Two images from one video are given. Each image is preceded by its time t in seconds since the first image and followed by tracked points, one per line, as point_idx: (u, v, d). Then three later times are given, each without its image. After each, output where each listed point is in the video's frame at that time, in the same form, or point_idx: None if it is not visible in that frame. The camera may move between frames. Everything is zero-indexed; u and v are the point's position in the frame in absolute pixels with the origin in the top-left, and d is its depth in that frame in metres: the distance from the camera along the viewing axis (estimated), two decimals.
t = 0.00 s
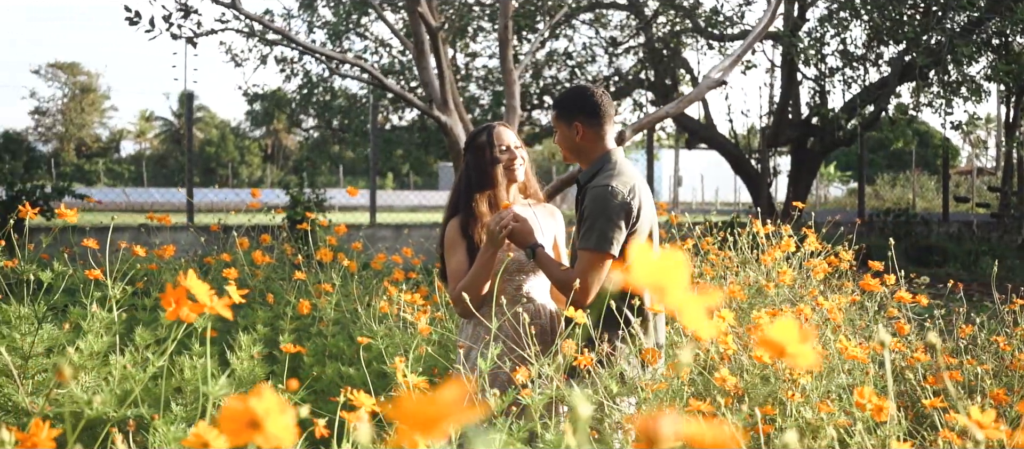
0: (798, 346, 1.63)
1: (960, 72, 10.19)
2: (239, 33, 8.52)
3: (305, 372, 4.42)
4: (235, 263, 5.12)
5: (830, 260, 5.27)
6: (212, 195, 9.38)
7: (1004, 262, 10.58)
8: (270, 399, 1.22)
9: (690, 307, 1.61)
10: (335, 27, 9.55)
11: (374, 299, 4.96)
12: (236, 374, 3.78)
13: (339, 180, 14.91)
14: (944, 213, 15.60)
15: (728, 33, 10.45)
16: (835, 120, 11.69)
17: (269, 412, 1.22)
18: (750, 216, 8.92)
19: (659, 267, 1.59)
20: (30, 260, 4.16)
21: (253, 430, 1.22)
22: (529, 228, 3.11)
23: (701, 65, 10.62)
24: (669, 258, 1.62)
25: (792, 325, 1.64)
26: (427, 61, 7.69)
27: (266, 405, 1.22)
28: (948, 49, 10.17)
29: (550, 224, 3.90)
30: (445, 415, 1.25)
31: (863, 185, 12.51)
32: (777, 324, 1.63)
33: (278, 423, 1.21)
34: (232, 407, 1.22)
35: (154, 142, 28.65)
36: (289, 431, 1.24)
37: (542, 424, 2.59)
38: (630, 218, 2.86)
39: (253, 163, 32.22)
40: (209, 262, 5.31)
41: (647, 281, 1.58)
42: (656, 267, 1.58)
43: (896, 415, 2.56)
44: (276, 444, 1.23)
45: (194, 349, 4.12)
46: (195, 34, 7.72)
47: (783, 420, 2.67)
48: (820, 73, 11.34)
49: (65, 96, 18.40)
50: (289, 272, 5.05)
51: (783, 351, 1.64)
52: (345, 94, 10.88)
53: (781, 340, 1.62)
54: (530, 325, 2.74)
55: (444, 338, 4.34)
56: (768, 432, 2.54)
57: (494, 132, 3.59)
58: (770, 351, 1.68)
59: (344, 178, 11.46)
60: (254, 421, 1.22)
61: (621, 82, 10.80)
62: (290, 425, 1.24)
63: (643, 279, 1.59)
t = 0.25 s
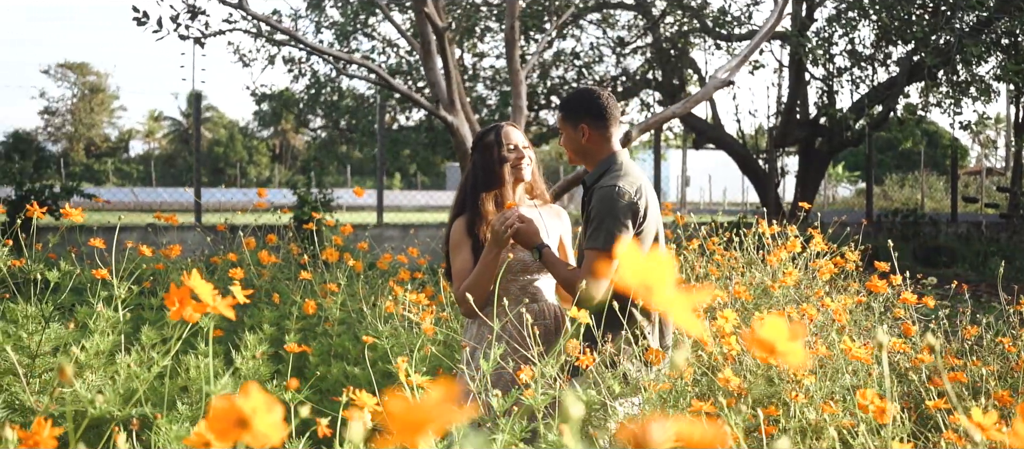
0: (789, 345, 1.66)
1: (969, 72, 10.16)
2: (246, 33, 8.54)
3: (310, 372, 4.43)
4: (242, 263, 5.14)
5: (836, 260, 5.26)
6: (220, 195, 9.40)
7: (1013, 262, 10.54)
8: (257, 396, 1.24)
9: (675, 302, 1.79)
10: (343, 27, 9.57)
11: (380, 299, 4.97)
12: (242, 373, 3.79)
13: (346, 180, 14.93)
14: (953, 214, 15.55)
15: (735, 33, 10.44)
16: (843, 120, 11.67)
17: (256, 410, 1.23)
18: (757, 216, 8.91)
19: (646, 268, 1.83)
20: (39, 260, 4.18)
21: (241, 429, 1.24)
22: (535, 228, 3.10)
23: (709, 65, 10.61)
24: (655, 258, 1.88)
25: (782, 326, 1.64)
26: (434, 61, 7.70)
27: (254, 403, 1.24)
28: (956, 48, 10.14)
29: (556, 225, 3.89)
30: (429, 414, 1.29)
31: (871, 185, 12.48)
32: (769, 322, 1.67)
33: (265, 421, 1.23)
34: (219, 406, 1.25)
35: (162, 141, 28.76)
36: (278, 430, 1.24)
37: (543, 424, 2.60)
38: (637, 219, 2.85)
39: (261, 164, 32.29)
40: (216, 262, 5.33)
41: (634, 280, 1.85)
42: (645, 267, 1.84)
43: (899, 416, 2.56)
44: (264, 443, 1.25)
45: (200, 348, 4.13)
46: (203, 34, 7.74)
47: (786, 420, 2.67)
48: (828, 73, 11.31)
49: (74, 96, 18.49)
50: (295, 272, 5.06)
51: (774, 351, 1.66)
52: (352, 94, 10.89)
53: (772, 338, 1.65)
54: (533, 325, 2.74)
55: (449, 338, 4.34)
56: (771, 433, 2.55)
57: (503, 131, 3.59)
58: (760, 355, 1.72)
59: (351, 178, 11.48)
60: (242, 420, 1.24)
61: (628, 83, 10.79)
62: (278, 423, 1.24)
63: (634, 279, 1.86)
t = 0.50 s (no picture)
0: (785, 346, 1.59)
1: (978, 72, 10.11)
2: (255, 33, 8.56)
3: (316, 371, 4.44)
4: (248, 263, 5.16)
5: (842, 261, 5.25)
6: (227, 195, 9.40)
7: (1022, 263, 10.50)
8: (254, 392, 1.25)
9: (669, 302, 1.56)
10: (351, 27, 9.58)
11: (386, 299, 4.98)
12: (247, 372, 3.80)
13: (354, 180, 14.94)
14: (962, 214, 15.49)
15: (743, 33, 10.42)
16: (851, 120, 11.64)
17: (253, 407, 1.24)
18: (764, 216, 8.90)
19: (634, 262, 1.59)
20: (47, 259, 4.20)
21: (238, 426, 1.25)
22: (541, 228, 3.09)
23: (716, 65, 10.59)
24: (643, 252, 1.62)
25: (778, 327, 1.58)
26: (440, 61, 7.71)
27: (251, 400, 1.25)
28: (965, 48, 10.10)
29: (563, 224, 3.88)
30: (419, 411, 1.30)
31: (879, 186, 12.45)
32: (768, 323, 1.59)
33: (261, 418, 1.23)
34: (216, 404, 1.26)
35: (172, 141, 28.87)
36: (273, 425, 1.24)
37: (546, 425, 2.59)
38: (643, 219, 2.84)
39: (270, 164, 32.40)
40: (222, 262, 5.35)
41: (621, 275, 1.58)
42: (632, 262, 1.59)
43: (903, 417, 2.56)
44: (260, 439, 1.25)
45: (207, 347, 4.14)
46: (211, 34, 7.76)
47: (791, 421, 2.67)
48: (836, 73, 11.29)
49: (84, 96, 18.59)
50: (301, 272, 5.08)
51: (770, 353, 1.60)
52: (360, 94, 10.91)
53: (770, 338, 1.57)
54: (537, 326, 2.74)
55: (454, 337, 4.34)
56: (775, 433, 2.55)
57: (512, 130, 3.57)
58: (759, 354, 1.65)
59: (358, 178, 11.49)
60: (239, 417, 1.25)
61: (636, 82, 10.79)
62: (274, 418, 1.24)
63: (619, 276, 1.59)
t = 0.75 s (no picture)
0: (786, 349, 1.40)
1: (988, 72, 10.08)
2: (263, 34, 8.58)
3: (322, 371, 4.45)
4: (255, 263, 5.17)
5: (848, 261, 5.25)
6: (236, 195, 9.41)
7: None
8: (265, 389, 1.21)
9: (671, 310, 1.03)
10: (359, 28, 9.60)
11: (392, 299, 4.99)
12: (253, 372, 3.80)
13: (362, 180, 14.95)
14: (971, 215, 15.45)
15: (752, 32, 10.40)
16: (859, 120, 11.61)
17: (264, 403, 1.21)
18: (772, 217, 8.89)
19: (630, 256, 0.98)
20: (54, 259, 4.21)
21: (248, 421, 1.22)
22: (548, 228, 3.09)
23: (724, 65, 10.57)
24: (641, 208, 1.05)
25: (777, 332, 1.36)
26: (447, 62, 7.71)
27: (261, 395, 1.21)
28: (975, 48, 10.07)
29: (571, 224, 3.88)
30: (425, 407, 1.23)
31: (888, 186, 12.41)
32: (765, 326, 1.39)
33: (273, 415, 1.20)
34: (226, 398, 1.22)
35: (181, 141, 28.94)
36: (283, 423, 1.22)
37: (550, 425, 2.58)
38: (649, 218, 2.84)
39: (278, 164, 32.45)
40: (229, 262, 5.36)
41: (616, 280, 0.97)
42: (627, 259, 0.98)
43: (907, 418, 2.57)
44: (270, 436, 1.22)
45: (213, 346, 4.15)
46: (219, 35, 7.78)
47: (795, 421, 2.67)
48: (845, 73, 11.26)
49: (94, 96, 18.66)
50: (307, 271, 5.09)
51: (770, 356, 1.41)
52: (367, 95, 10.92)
53: (769, 341, 1.39)
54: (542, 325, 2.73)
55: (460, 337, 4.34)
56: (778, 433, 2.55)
57: (523, 129, 3.56)
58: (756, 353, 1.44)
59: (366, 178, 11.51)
60: (249, 412, 1.22)
61: (644, 83, 10.77)
62: (285, 416, 1.21)
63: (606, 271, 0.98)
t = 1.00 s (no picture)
0: (784, 351, 1.65)
1: (997, 72, 10.05)
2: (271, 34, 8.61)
3: (328, 370, 4.46)
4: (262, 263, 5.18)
5: (854, 261, 5.24)
6: (243, 195, 9.43)
7: None
8: (278, 387, 1.34)
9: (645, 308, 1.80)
10: (366, 28, 9.63)
11: (398, 298, 5.00)
12: (259, 371, 3.81)
13: (369, 180, 14.97)
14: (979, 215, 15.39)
15: (759, 33, 10.39)
16: (867, 120, 11.59)
17: (276, 401, 1.32)
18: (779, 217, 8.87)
19: (623, 264, 1.89)
20: (62, 258, 4.22)
21: (262, 418, 1.32)
22: (552, 227, 3.09)
23: (732, 65, 10.55)
24: (628, 252, 2.00)
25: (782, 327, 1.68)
26: (454, 62, 7.72)
27: (275, 394, 1.33)
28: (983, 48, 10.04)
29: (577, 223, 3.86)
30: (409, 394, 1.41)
31: (895, 186, 12.38)
32: (767, 327, 1.67)
33: (286, 413, 1.33)
34: (239, 399, 1.32)
35: (189, 140, 29.00)
36: (294, 421, 1.34)
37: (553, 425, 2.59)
38: (651, 218, 2.84)
39: (286, 164, 32.51)
40: (236, 262, 5.38)
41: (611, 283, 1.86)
42: (620, 265, 1.88)
43: (910, 417, 2.57)
44: (281, 433, 1.34)
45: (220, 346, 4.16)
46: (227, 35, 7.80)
47: (798, 421, 2.68)
48: (853, 73, 11.24)
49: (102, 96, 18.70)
50: (313, 271, 5.10)
51: (768, 356, 1.66)
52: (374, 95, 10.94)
53: (767, 343, 1.65)
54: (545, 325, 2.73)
55: (465, 336, 4.35)
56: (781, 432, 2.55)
57: (531, 129, 3.54)
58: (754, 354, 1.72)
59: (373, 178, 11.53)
60: (263, 410, 1.33)
61: (651, 83, 10.77)
62: (296, 415, 1.34)
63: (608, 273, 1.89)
